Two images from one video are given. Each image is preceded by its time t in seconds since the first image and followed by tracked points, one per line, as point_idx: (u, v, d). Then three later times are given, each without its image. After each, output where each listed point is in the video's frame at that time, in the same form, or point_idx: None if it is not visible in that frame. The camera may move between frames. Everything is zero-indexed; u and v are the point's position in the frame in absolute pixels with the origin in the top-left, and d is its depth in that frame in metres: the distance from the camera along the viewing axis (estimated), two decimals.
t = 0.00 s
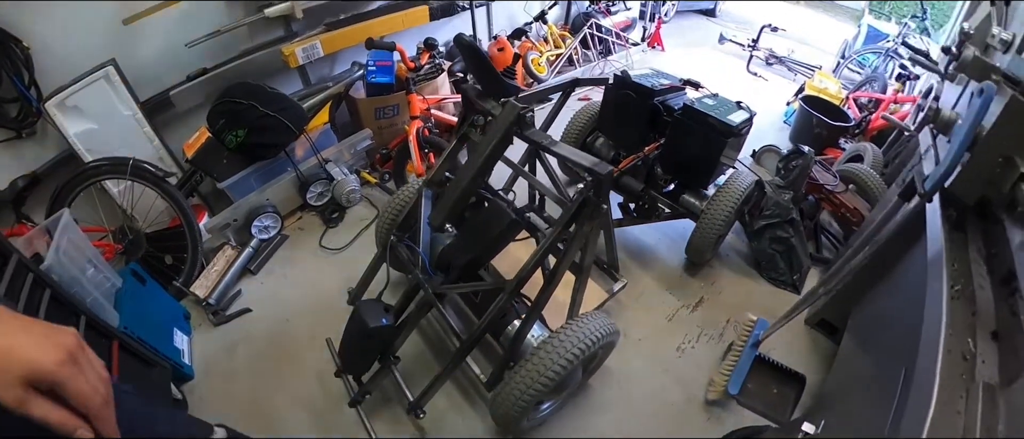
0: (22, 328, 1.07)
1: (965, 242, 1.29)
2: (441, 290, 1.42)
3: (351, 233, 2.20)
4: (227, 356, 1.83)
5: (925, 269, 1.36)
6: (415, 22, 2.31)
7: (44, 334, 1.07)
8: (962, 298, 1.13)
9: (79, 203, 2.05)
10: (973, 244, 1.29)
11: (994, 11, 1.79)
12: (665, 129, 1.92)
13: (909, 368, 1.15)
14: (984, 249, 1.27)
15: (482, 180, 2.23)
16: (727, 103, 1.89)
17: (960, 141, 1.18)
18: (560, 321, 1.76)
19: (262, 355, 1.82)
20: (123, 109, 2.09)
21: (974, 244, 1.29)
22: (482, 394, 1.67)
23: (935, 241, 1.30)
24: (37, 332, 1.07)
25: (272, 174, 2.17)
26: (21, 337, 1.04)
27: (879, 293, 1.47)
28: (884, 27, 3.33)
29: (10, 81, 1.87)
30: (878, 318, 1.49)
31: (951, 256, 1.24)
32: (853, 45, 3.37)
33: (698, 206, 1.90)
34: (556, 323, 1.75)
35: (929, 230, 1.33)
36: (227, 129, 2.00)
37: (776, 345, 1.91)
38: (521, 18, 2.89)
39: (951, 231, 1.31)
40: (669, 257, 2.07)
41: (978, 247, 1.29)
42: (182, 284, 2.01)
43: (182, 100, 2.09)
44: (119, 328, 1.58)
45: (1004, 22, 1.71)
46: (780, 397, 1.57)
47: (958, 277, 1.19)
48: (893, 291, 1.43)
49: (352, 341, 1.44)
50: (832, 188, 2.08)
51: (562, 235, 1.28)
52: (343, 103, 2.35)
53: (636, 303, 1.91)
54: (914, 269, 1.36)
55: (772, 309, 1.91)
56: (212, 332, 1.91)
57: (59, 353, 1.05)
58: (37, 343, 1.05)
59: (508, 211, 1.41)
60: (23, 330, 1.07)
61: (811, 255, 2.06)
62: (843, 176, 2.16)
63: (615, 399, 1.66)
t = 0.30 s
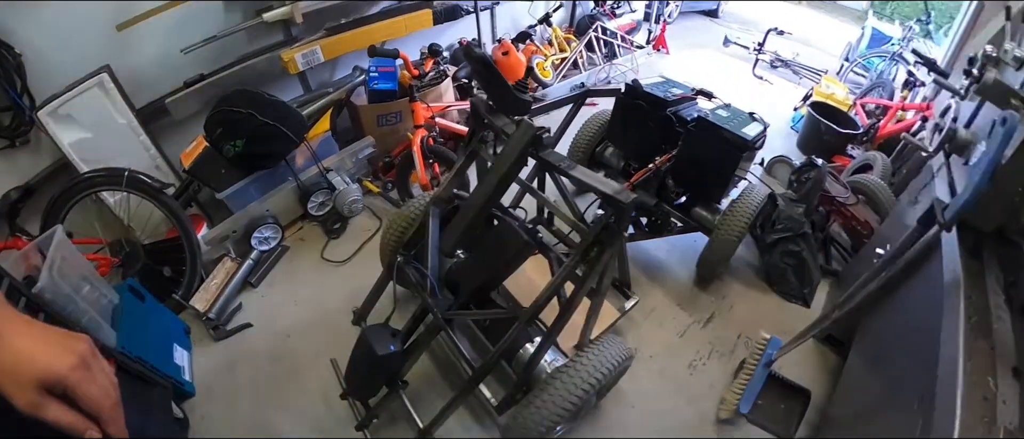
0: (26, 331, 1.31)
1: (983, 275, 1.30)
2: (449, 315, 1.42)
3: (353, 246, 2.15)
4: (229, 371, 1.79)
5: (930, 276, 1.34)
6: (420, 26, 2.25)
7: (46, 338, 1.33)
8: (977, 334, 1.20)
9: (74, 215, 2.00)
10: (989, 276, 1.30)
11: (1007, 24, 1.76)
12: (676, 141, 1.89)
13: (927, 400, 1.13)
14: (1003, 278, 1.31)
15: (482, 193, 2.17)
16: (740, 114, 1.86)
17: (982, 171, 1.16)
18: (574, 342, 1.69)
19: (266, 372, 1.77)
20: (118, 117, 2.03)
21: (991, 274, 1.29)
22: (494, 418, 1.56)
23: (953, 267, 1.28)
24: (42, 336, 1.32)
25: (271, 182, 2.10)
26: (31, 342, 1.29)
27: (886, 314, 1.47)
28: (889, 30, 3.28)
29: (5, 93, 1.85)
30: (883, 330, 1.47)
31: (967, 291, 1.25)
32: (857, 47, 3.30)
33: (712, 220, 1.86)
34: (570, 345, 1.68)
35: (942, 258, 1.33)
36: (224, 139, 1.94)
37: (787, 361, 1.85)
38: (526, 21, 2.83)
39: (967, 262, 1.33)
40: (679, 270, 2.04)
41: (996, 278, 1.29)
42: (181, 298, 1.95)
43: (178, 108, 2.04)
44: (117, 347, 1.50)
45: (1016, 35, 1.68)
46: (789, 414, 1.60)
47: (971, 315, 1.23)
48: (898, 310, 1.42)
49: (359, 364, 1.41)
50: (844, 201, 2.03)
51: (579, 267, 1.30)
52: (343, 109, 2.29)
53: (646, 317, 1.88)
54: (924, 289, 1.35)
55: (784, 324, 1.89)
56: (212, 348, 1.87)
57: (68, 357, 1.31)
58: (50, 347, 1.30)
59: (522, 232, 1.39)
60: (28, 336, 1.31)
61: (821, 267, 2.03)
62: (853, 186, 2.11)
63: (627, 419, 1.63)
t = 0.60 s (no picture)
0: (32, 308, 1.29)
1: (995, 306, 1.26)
2: (453, 346, 1.42)
3: (353, 261, 2.13)
4: (229, 389, 1.76)
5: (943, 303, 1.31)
6: (417, 35, 2.18)
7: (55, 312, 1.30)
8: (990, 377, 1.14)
9: (68, 230, 1.96)
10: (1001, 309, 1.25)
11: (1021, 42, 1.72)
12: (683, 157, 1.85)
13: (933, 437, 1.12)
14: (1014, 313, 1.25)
15: (472, 211, 2.10)
16: (749, 130, 1.83)
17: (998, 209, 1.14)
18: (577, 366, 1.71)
19: (264, 391, 1.72)
20: (112, 130, 1.99)
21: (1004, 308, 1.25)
22: None
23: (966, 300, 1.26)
24: (50, 312, 1.30)
25: (268, 196, 2.08)
26: (43, 317, 1.28)
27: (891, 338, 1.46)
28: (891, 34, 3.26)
29: None
30: (889, 351, 1.46)
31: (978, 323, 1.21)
32: (860, 51, 3.28)
33: (719, 238, 1.86)
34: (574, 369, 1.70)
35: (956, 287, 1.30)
36: (221, 153, 1.90)
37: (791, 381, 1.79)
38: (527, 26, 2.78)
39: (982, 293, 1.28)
40: (683, 286, 2.02)
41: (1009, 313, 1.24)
42: (178, 314, 1.91)
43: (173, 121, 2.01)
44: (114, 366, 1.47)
45: None
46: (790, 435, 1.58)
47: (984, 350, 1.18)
48: (902, 338, 1.41)
49: (361, 393, 1.40)
50: (852, 216, 2.01)
51: (589, 300, 1.36)
52: (343, 119, 2.25)
53: (650, 336, 1.87)
54: (930, 318, 1.33)
55: (789, 343, 1.87)
56: (211, 366, 1.84)
57: (84, 328, 1.30)
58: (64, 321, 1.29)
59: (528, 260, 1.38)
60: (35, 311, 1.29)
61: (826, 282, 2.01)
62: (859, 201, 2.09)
63: None
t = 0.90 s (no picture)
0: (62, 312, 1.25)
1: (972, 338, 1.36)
2: (456, 365, 1.46)
3: (356, 273, 2.18)
4: (237, 400, 1.81)
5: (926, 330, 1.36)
6: (417, 49, 2.19)
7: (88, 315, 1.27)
8: (960, 404, 1.23)
9: (76, 243, 2.01)
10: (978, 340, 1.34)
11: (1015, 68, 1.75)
12: (675, 174, 1.91)
13: None
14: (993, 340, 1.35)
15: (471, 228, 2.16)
16: (743, 149, 1.86)
17: (980, 247, 1.18)
18: (575, 380, 1.75)
19: (270, 405, 1.77)
20: (118, 146, 2.02)
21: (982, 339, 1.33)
22: None
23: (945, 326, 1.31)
24: (84, 316, 1.27)
25: (272, 208, 2.12)
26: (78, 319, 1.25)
27: (877, 358, 1.51)
28: (889, 40, 3.27)
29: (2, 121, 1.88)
30: (874, 369, 1.50)
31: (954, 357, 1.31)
32: (859, 58, 3.32)
33: (713, 254, 1.90)
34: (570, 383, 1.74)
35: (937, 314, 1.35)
36: (224, 169, 1.92)
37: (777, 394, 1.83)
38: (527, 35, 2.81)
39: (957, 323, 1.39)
40: (678, 300, 2.08)
41: (987, 342, 1.33)
42: (185, 325, 1.96)
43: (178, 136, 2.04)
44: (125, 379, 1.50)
45: None
46: None
47: (958, 380, 1.29)
48: (885, 359, 1.47)
49: (366, 410, 1.46)
50: (843, 231, 2.07)
51: (588, 323, 1.40)
52: (346, 133, 2.30)
53: (644, 349, 1.92)
54: (912, 341, 1.39)
55: (781, 356, 1.92)
56: (219, 375, 1.87)
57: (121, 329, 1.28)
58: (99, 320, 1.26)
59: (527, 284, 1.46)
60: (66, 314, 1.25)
61: (818, 296, 2.06)
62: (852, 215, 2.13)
63: None
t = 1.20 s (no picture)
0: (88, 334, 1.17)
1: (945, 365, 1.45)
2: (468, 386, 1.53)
3: (368, 289, 2.26)
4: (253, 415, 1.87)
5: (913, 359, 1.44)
6: (426, 69, 2.31)
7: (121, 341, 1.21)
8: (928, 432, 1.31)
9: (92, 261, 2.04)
10: (951, 368, 1.44)
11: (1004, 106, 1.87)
12: (675, 197, 1.94)
13: None
14: (965, 369, 1.43)
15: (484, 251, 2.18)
16: (741, 173, 1.95)
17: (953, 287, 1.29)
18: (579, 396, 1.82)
19: (287, 415, 1.83)
20: (131, 166, 2.04)
21: (954, 367, 1.43)
22: None
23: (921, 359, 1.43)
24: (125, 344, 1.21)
25: (284, 229, 2.20)
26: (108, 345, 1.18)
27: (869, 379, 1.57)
28: (889, 47, 3.31)
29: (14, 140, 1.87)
30: (866, 387, 1.57)
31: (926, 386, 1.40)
32: (858, 66, 3.39)
33: (710, 275, 1.96)
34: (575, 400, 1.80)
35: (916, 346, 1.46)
36: (238, 191, 1.97)
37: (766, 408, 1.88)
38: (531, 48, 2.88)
39: (931, 353, 1.47)
40: (677, 317, 2.17)
41: (957, 371, 1.42)
42: (201, 340, 2.01)
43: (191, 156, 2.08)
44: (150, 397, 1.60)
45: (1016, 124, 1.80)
46: None
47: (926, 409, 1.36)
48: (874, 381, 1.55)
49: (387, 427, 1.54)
50: (835, 250, 2.18)
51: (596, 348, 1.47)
52: (354, 152, 2.36)
53: (644, 364, 2.01)
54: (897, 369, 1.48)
55: (774, 371, 2.01)
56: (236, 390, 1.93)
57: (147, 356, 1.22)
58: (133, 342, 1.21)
59: (535, 312, 1.53)
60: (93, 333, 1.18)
61: (809, 310, 2.15)
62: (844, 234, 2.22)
63: None
